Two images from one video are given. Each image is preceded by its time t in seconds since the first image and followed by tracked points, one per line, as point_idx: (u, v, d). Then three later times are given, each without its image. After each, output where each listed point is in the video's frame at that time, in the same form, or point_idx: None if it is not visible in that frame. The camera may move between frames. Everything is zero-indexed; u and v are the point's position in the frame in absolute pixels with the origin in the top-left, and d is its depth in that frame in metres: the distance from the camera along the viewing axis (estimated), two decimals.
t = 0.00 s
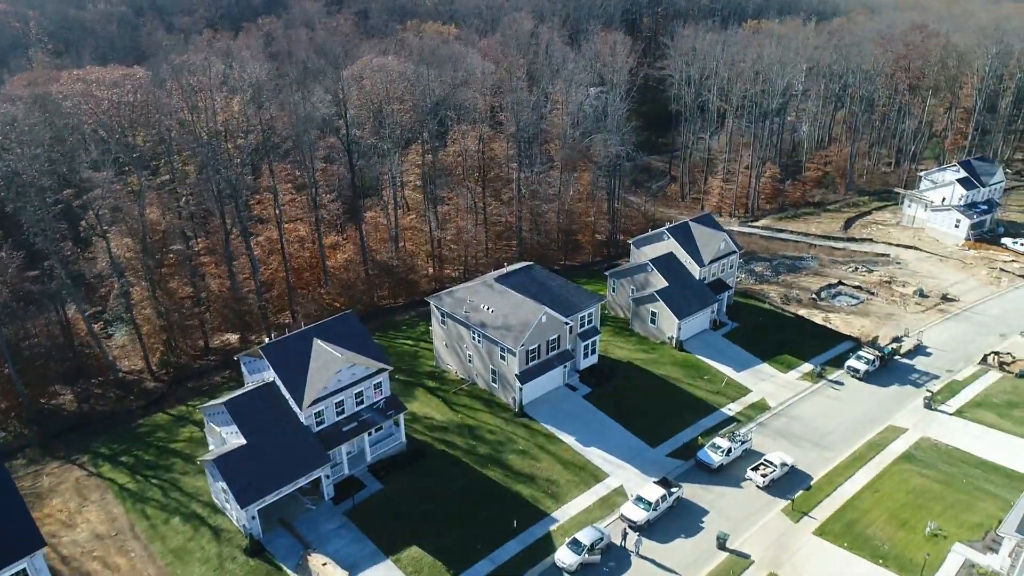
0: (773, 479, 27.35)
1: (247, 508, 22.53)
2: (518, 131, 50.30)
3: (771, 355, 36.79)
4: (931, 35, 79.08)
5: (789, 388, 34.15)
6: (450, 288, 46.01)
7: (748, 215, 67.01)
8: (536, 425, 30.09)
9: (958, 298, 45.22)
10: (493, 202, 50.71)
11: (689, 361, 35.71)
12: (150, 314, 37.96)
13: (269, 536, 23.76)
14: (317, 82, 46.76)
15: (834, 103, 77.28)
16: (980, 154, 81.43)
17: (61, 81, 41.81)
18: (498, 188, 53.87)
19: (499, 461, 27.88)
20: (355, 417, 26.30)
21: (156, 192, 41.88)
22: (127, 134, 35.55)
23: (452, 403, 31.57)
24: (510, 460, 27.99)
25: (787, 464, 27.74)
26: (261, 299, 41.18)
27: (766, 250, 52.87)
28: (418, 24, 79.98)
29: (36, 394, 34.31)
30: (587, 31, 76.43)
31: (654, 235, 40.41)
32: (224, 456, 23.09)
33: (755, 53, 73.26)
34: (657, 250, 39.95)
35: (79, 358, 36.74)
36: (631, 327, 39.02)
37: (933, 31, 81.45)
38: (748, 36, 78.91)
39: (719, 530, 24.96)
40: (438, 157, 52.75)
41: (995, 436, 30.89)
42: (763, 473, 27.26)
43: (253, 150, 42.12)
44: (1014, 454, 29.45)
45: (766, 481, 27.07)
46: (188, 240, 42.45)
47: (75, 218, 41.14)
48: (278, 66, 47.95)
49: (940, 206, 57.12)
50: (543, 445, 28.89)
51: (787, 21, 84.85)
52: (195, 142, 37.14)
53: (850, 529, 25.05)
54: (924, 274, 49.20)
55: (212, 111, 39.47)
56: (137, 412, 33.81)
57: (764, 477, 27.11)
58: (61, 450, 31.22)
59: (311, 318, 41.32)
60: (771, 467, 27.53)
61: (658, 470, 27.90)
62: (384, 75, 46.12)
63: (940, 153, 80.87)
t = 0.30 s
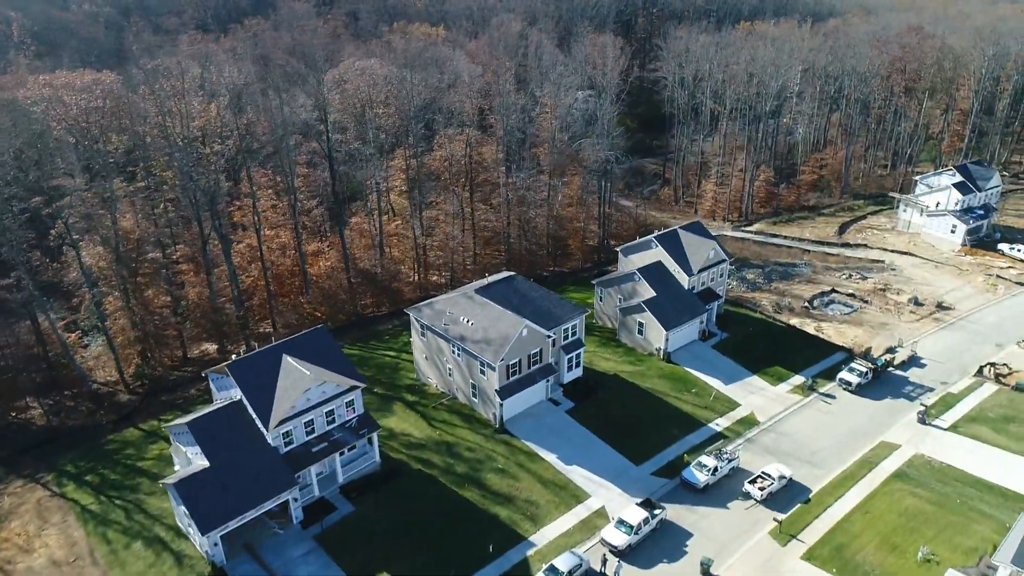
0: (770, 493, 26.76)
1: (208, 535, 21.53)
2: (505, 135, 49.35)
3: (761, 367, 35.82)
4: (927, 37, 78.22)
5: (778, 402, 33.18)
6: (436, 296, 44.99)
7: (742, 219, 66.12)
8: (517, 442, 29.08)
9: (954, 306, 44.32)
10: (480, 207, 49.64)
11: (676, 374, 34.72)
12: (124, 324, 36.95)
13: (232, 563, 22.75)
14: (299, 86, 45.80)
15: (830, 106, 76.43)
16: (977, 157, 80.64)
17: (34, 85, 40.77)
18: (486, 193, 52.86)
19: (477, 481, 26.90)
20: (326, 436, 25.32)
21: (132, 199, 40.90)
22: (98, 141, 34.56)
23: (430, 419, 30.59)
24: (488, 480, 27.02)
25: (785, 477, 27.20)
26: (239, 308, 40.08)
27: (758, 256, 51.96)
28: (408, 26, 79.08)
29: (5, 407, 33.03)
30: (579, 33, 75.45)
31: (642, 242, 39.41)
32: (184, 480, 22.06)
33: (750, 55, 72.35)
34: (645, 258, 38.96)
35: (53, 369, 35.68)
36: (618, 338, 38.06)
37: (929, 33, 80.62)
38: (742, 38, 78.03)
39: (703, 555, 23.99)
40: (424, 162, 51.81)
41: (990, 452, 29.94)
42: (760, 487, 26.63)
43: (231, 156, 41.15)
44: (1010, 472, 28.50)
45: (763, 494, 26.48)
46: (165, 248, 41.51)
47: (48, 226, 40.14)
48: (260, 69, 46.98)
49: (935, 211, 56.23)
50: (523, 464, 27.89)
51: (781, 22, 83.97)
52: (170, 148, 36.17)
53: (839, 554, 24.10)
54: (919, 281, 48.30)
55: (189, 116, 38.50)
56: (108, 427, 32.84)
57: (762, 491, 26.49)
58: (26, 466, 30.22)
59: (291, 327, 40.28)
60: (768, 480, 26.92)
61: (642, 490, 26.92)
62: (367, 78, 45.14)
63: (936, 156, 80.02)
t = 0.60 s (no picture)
0: (767, 506, 26.21)
1: (164, 565, 20.43)
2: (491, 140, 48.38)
3: (749, 379, 34.83)
4: (923, 37, 77.27)
5: (766, 416, 32.22)
6: (419, 304, 43.99)
7: (735, 224, 65.21)
8: (494, 460, 28.10)
9: (948, 315, 43.39)
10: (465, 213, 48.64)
11: (661, 387, 33.76)
12: (95, 336, 35.88)
13: None
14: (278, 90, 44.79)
15: (824, 108, 75.49)
16: (973, 159, 79.75)
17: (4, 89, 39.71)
18: (472, 198, 51.87)
19: (451, 502, 25.93)
20: (292, 457, 24.36)
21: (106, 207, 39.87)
22: (67, 148, 33.55)
23: (405, 436, 29.61)
24: (462, 501, 26.05)
25: (781, 490, 26.61)
26: (215, 318, 38.99)
27: (750, 262, 51.02)
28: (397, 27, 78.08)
29: None
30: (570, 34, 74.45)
31: (628, 250, 38.40)
32: (141, 507, 21.00)
33: (743, 57, 71.39)
34: (631, 267, 37.96)
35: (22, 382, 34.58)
36: (603, 349, 37.08)
37: (925, 34, 79.66)
38: (736, 39, 77.07)
39: None
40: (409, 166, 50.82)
41: (983, 470, 29.01)
42: (756, 500, 26.05)
43: (208, 162, 40.15)
44: (1004, 491, 27.57)
45: (760, 508, 25.90)
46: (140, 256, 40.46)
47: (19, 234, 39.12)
48: (239, 72, 45.94)
49: (930, 215, 55.31)
50: (499, 484, 26.92)
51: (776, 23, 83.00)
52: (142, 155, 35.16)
53: None
54: (912, 288, 47.39)
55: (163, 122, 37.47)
56: (74, 443, 31.50)
57: (758, 505, 25.92)
58: None
59: (268, 337, 39.28)
60: (766, 493, 26.38)
61: (622, 512, 25.96)
62: (349, 82, 44.13)
63: (932, 158, 79.14)
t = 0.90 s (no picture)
0: (759, 522, 25.73)
1: None
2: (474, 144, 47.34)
3: (734, 393, 33.75)
4: (917, 38, 76.35)
5: (751, 432, 31.18)
6: (399, 314, 42.92)
7: (727, 228, 64.27)
8: (465, 481, 27.03)
9: (940, 324, 42.41)
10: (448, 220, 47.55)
11: (643, 401, 32.70)
12: (60, 348, 34.36)
13: None
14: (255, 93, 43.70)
15: (817, 110, 74.52)
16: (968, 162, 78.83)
17: None
18: (455, 204, 50.84)
19: (418, 527, 24.88)
20: (250, 481, 23.31)
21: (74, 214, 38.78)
22: (28, 155, 32.45)
23: (375, 455, 28.55)
24: (430, 525, 24.99)
25: (774, 506, 26.14)
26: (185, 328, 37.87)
27: (739, 269, 50.01)
28: (385, 28, 77.08)
29: None
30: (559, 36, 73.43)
31: (611, 260, 37.31)
32: (87, 535, 19.98)
33: (734, 58, 70.38)
34: (614, 276, 36.90)
35: None
36: (585, 361, 36.01)
37: (919, 35, 78.68)
38: (728, 41, 76.09)
39: None
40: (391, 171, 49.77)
41: (974, 490, 28.00)
42: (749, 515, 25.59)
43: (180, 168, 39.06)
44: (994, 513, 26.57)
45: (752, 523, 25.43)
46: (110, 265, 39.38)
47: None
48: (215, 75, 44.86)
49: (922, 221, 54.10)
50: (470, 506, 25.86)
51: (768, 24, 81.99)
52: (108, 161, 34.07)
53: None
54: (904, 296, 46.43)
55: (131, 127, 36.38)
56: (34, 461, 30.58)
57: (750, 520, 25.44)
58: None
59: (241, 348, 38.18)
60: (758, 508, 25.91)
61: (597, 536, 24.92)
62: (326, 86, 43.05)
63: (926, 161, 78.21)
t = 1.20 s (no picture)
0: (749, 536, 25.15)
1: None
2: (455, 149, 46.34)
3: (717, 407, 32.77)
4: (909, 40, 75.51)
5: (732, 448, 30.22)
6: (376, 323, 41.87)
7: (716, 233, 63.40)
8: (434, 502, 26.02)
9: (930, 333, 41.51)
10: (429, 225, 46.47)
11: (623, 416, 31.72)
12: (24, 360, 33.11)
13: None
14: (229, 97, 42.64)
15: (808, 112, 73.65)
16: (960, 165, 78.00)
17: None
18: (437, 209, 49.85)
19: (382, 552, 23.86)
20: (204, 506, 22.29)
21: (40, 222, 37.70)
22: None
23: (343, 474, 27.54)
24: (395, 550, 23.98)
25: (765, 520, 25.55)
26: (153, 340, 36.90)
27: (726, 275, 49.07)
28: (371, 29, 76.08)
29: None
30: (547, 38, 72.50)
31: (592, 268, 36.30)
32: (27, 566, 18.56)
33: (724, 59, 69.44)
34: (594, 286, 35.90)
35: None
36: (564, 373, 35.02)
37: (911, 36, 77.86)
38: (718, 42, 75.20)
39: None
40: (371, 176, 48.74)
41: (961, 509, 27.05)
42: (739, 531, 24.99)
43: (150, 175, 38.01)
44: (982, 535, 25.63)
45: (742, 539, 24.85)
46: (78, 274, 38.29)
47: None
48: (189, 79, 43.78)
49: (913, 226, 53.27)
50: (437, 529, 24.85)
51: (759, 25, 81.13)
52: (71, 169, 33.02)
53: None
54: (894, 304, 45.55)
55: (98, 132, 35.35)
56: None
57: (740, 535, 24.86)
58: None
59: (211, 360, 37.15)
60: (748, 523, 25.30)
61: (568, 561, 23.92)
62: (302, 89, 42.05)
63: (918, 164, 77.36)
